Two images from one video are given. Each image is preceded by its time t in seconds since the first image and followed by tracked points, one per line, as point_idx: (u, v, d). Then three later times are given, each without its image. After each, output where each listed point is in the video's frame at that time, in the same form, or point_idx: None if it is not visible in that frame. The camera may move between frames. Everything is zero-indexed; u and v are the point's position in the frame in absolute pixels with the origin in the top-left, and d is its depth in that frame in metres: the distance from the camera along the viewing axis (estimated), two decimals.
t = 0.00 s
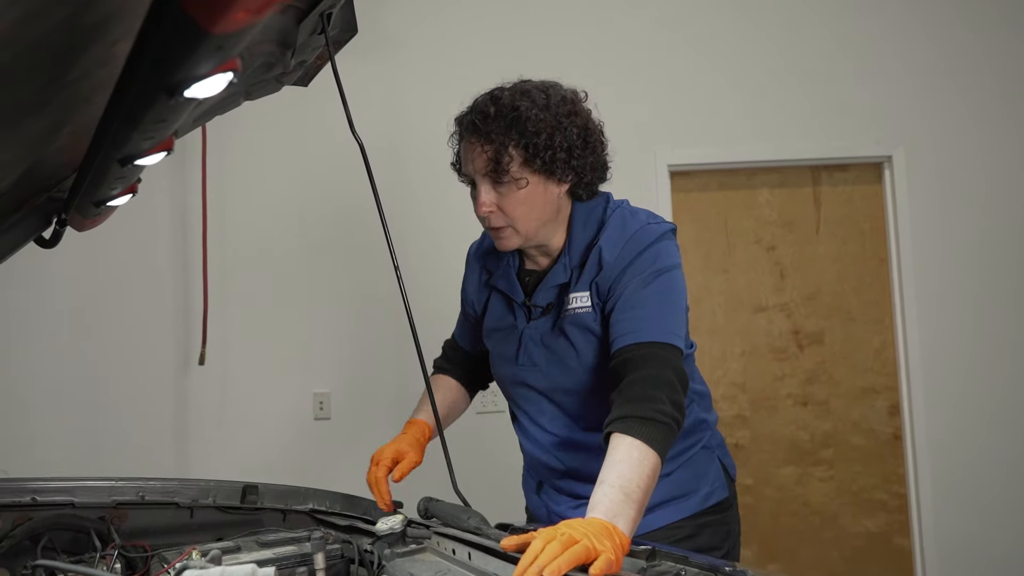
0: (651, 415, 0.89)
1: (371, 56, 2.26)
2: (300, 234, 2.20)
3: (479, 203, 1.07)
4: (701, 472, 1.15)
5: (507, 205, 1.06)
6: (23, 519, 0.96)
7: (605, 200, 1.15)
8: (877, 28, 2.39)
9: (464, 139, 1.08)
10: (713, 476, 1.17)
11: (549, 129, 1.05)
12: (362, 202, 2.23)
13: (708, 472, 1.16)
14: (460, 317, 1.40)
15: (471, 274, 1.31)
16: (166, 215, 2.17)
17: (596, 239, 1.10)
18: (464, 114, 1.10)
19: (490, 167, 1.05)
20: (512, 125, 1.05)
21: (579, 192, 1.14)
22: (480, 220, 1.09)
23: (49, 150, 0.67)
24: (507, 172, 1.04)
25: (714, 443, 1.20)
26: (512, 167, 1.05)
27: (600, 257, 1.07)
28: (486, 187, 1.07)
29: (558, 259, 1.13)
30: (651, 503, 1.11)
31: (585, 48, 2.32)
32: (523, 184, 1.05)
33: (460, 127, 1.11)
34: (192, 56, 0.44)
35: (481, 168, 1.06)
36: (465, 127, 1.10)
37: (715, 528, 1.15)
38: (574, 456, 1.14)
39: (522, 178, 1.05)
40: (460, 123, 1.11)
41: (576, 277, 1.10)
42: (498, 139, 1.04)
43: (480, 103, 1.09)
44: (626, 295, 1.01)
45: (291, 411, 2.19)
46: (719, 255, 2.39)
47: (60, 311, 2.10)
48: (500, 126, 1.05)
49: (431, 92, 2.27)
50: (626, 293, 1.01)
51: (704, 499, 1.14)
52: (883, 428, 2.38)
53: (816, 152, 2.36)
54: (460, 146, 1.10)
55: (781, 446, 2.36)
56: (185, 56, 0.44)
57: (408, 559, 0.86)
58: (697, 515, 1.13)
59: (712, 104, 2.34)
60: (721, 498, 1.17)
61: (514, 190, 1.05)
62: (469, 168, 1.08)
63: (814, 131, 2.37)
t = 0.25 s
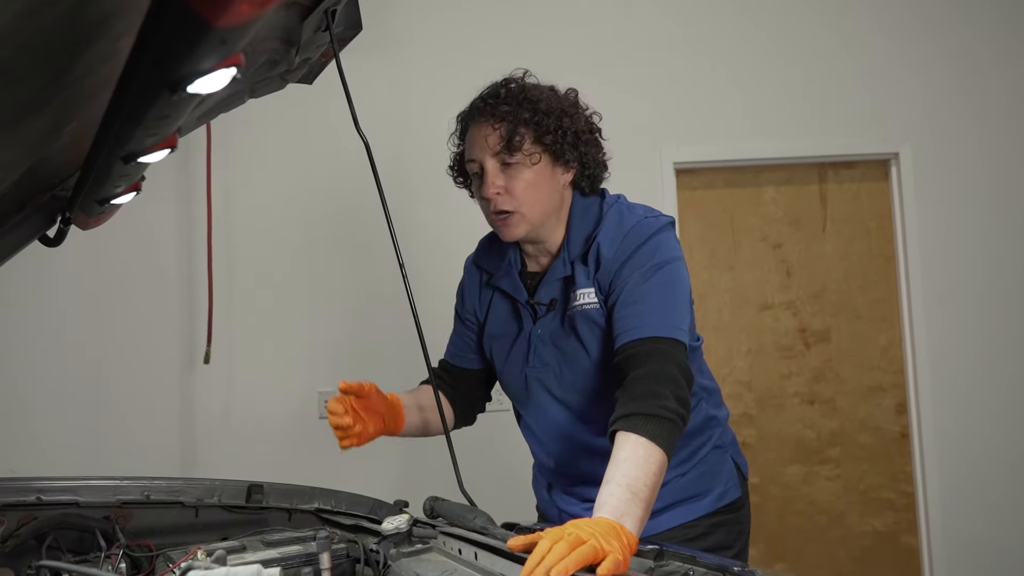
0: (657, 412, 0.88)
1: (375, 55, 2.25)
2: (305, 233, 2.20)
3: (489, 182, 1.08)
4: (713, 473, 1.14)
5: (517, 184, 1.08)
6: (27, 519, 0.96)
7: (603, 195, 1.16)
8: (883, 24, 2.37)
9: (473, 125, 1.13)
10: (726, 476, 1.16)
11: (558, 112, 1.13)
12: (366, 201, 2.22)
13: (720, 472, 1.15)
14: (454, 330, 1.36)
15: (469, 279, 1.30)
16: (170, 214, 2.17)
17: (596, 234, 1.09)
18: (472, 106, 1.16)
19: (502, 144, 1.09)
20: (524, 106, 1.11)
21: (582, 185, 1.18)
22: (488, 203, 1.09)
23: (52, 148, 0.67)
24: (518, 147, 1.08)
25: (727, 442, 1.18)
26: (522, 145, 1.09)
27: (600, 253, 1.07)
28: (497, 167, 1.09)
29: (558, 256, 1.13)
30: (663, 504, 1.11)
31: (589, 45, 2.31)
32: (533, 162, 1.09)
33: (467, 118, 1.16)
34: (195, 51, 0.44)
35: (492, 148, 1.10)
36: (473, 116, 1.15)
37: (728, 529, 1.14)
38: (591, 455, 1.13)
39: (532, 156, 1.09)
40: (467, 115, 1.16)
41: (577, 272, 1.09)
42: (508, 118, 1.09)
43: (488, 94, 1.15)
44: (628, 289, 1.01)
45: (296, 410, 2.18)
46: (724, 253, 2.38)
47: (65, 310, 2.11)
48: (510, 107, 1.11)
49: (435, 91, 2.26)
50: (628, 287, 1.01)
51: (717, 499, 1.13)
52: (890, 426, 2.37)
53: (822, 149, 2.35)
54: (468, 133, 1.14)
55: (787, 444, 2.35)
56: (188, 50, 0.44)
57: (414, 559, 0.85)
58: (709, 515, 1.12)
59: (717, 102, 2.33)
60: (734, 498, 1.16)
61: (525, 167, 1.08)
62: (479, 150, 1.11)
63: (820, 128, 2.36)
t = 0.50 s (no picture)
0: (675, 418, 0.87)
1: (378, 53, 2.24)
2: (308, 231, 2.20)
3: (509, 186, 1.05)
4: (719, 473, 1.13)
5: (538, 189, 1.05)
6: (28, 519, 0.95)
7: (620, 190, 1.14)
8: (889, 23, 2.36)
9: (487, 123, 1.07)
10: (731, 476, 1.15)
11: (576, 109, 1.10)
12: (369, 200, 2.22)
13: (726, 472, 1.15)
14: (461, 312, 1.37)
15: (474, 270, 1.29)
16: (173, 212, 2.16)
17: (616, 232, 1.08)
18: (482, 100, 1.10)
19: (521, 147, 1.05)
20: (543, 105, 1.07)
21: (596, 182, 1.15)
22: (507, 208, 1.06)
23: (54, 146, 0.66)
24: (540, 151, 1.04)
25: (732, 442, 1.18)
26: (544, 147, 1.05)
27: (622, 252, 1.05)
28: (516, 170, 1.05)
29: (574, 253, 1.11)
30: (669, 505, 1.10)
31: (593, 44, 2.30)
32: (553, 165, 1.06)
33: (477, 114, 1.11)
34: (197, 46, 0.43)
35: (510, 151, 1.05)
36: (484, 113, 1.09)
37: (733, 530, 1.13)
38: (593, 455, 1.12)
39: (552, 159, 1.06)
40: (477, 110, 1.11)
41: (594, 272, 1.08)
42: (527, 119, 1.05)
43: (501, 87, 1.10)
44: (650, 291, 0.99)
45: (299, 409, 2.18)
46: (729, 252, 2.37)
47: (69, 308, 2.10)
48: (528, 106, 1.06)
49: (439, 89, 2.26)
50: (650, 289, 0.99)
51: (723, 500, 1.13)
52: (895, 426, 2.36)
53: (827, 148, 2.33)
54: (479, 131, 1.08)
55: (792, 445, 2.34)
56: (187, 46, 0.43)
57: (418, 560, 0.85)
58: (715, 516, 1.12)
59: (722, 100, 2.32)
60: (739, 499, 1.15)
61: (545, 171, 1.05)
62: (494, 151, 1.06)
63: (825, 128, 2.35)
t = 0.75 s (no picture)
0: (689, 423, 0.87)
1: (380, 52, 2.24)
2: (311, 230, 2.19)
3: (538, 173, 1.04)
4: (730, 477, 1.13)
5: (566, 178, 1.04)
6: (29, 519, 0.95)
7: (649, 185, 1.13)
8: (892, 21, 2.35)
9: (522, 106, 1.06)
10: (742, 480, 1.15)
11: (614, 99, 1.08)
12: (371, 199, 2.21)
13: (737, 476, 1.14)
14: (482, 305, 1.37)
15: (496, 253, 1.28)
16: (176, 212, 2.16)
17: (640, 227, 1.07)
18: (518, 83, 1.09)
19: (554, 135, 1.04)
20: (579, 94, 1.05)
21: (624, 174, 1.15)
22: (534, 195, 1.05)
23: (55, 144, 0.66)
24: (573, 141, 1.03)
25: (743, 446, 1.17)
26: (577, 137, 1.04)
27: (647, 247, 1.04)
28: (546, 157, 1.05)
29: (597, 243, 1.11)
30: (679, 506, 1.09)
31: (596, 43, 2.29)
32: (584, 156, 1.05)
33: (512, 96, 1.10)
34: (198, 41, 0.43)
35: (542, 139, 1.04)
36: (519, 96, 1.08)
37: (742, 533, 1.13)
38: (594, 447, 1.12)
39: (584, 150, 1.05)
40: (512, 92, 1.10)
41: (616, 264, 1.08)
42: (562, 107, 1.04)
43: (539, 70, 1.08)
44: (672, 290, 0.99)
45: (301, 408, 2.18)
46: (731, 252, 2.36)
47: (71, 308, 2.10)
48: (564, 93, 1.05)
49: (441, 88, 2.25)
50: (672, 288, 0.99)
51: (733, 504, 1.12)
52: (899, 426, 2.35)
53: (829, 147, 2.33)
54: (513, 114, 1.07)
55: (795, 444, 2.33)
56: (189, 41, 0.43)
57: (421, 561, 0.84)
58: (724, 520, 1.11)
59: (724, 99, 2.31)
60: (749, 503, 1.15)
61: (576, 161, 1.05)
62: (526, 136, 1.05)
63: (828, 126, 2.34)
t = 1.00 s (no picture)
0: (694, 424, 0.86)
1: (379, 51, 2.24)
2: (309, 230, 2.19)
3: (553, 176, 1.02)
4: (737, 479, 1.12)
5: (581, 182, 1.03)
6: (28, 520, 0.95)
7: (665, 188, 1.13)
8: (892, 20, 2.34)
9: (539, 108, 1.05)
10: (750, 483, 1.14)
11: (632, 104, 1.08)
12: (369, 199, 2.21)
13: (744, 479, 1.13)
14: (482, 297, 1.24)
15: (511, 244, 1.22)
16: (174, 212, 2.16)
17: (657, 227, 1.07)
18: (536, 84, 1.08)
19: (571, 139, 1.02)
20: (599, 98, 1.05)
21: (640, 179, 1.14)
22: (548, 197, 1.03)
23: (51, 144, 0.66)
24: (590, 145, 1.02)
25: (751, 448, 1.16)
26: (594, 140, 1.03)
27: (661, 245, 1.04)
28: (561, 160, 1.03)
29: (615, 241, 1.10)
30: (685, 509, 1.09)
31: (595, 42, 2.29)
32: (600, 161, 1.04)
33: (530, 97, 1.08)
34: (195, 40, 0.43)
35: (559, 142, 1.03)
36: (536, 97, 1.07)
37: (748, 536, 1.12)
38: (607, 449, 1.12)
39: (601, 154, 1.04)
40: (530, 93, 1.08)
41: (634, 263, 1.07)
42: (581, 110, 1.03)
43: (558, 72, 1.07)
44: (683, 288, 0.99)
45: (300, 408, 2.17)
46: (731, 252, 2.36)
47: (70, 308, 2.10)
48: (583, 97, 1.04)
49: (439, 88, 2.25)
50: (683, 287, 0.99)
51: (739, 507, 1.12)
52: (899, 425, 2.35)
53: (828, 147, 2.33)
54: (529, 116, 1.06)
55: (794, 444, 2.33)
56: (186, 40, 0.43)
57: (420, 562, 0.84)
58: (731, 522, 1.11)
59: (723, 99, 2.31)
60: (756, 506, 1.14)
61: (592, 165, 1.03)
62: (542, 138, 1.04)
63: (827, 126, 2.34)
